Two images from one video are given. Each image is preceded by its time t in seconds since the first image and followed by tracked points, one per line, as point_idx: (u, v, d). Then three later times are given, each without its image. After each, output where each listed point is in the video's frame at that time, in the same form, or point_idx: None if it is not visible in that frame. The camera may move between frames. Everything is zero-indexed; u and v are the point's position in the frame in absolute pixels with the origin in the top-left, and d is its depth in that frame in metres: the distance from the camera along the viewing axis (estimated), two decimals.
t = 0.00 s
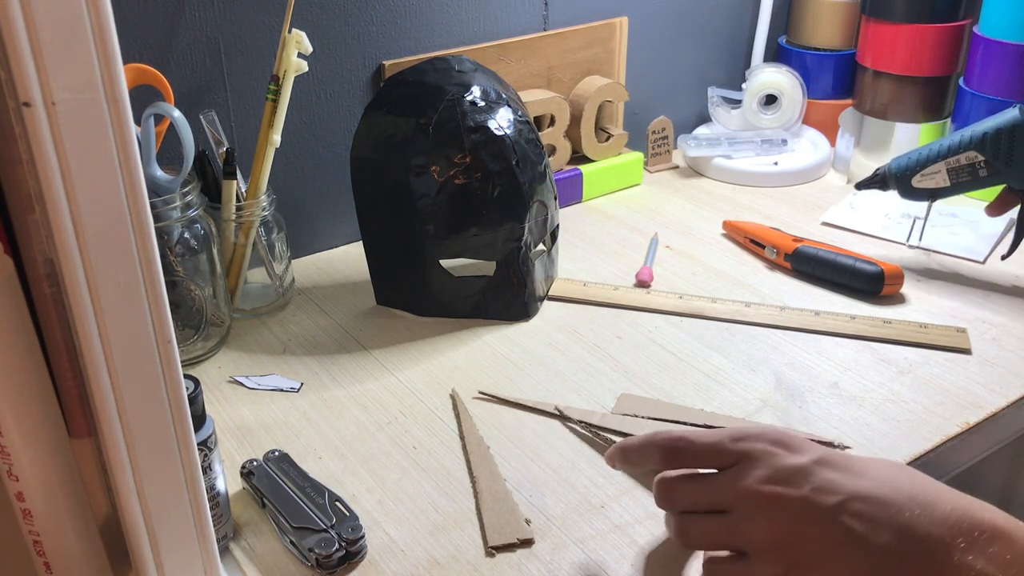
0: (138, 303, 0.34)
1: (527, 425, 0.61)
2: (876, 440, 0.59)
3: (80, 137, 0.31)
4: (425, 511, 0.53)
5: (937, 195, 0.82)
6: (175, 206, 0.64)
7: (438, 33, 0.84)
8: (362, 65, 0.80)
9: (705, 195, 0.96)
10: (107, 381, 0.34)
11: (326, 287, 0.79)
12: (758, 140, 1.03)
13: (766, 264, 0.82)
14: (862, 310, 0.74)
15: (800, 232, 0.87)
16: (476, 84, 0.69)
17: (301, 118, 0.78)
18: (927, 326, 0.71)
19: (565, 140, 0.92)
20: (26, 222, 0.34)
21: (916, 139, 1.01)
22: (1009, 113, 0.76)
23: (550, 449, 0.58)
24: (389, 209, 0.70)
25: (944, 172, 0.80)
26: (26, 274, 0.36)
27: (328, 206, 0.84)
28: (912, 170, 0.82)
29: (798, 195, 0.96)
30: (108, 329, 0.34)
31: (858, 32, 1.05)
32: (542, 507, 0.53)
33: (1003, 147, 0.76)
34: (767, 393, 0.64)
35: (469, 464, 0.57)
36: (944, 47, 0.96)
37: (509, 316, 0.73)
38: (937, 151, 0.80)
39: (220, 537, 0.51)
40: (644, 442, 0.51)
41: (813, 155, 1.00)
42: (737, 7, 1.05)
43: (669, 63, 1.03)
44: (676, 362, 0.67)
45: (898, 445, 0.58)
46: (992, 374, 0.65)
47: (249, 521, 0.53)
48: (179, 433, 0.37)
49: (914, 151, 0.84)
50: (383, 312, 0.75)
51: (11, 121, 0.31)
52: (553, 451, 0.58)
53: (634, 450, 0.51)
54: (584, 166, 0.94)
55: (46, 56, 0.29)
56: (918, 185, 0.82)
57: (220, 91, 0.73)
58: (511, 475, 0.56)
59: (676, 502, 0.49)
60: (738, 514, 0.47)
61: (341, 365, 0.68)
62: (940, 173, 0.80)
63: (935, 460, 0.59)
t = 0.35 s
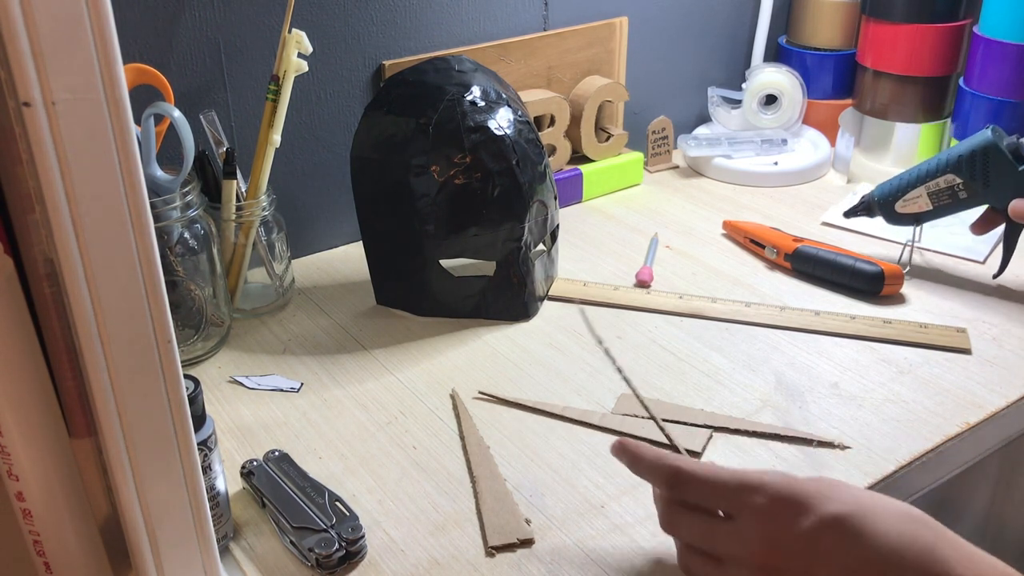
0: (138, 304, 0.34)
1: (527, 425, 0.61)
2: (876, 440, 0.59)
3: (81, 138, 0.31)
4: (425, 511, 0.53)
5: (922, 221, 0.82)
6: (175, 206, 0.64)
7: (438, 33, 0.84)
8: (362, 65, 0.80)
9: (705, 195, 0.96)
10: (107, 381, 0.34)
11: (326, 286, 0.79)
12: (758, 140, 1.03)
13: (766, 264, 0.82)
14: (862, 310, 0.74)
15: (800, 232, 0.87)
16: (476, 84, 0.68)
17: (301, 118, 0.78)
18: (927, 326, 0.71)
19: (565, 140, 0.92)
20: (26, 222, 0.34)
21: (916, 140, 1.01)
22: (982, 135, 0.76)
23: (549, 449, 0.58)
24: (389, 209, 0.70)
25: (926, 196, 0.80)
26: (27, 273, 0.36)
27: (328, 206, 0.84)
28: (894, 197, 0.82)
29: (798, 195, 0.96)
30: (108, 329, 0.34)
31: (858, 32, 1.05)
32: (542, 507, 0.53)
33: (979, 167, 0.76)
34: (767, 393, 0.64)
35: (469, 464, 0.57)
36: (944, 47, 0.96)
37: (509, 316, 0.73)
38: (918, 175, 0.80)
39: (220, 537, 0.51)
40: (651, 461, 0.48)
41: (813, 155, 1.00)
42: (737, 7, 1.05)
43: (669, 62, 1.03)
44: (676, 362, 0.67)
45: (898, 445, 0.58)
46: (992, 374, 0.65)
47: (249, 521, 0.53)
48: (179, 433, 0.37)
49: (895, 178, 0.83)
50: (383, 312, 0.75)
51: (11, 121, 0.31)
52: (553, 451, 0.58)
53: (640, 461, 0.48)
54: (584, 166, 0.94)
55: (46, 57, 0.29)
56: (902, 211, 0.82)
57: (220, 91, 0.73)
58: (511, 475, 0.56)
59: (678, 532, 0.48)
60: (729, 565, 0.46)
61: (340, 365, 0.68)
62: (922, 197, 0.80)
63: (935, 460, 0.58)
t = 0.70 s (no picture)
0: (139, 304, 0.34)
1: (527, 425, 0.61)
2: (876, 440, 0.59)
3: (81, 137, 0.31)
4: (425, 512, 0.53)
5: (918, 224, 0.82)
6: (175, 206, 0.64)
7: (438, 33, 0.84)
8: (362, 65, 0.80)
9: (705, 195, 0.96)
10: (107, 382, 0.34)
11: (326, 287, 0.79)
12: (758, 140, 1.03)
13: (766, 264, 0.82)
14: (862, 310, 0.74)
15: (800, 232, 0.87)
16: (477, 84, 0.68)
17: (301, 118, 0.78)
18: (927, 326, 0.71)
19: (565, 140, 0.92)
20: (26, 222, 0.34)
21: (915, 140, 1.01)
22: (976, 136, 0.77)
23: (550, 448, 0.58)
24: (389, 209, 0.70)
25: (921, 199, 0.80)
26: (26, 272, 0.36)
27: (329, 206, 0.84)
28: (891, 200, 0.82)
29: (798, 195, 0.96)
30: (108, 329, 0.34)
31: (858, 32, 1.05)
32: (542, 507, 0.53)
33: (973, 167, 0.76)
34: (767, 393, 0.64)
35: (469, 464, 0.57)
36: (943, 47, 0.96)
37: (509, 316, 0.73)
38: (913, 178, 0.80)
39: (220, 537, 0.51)
40: (701, 496, 0.46)
41: (813, 155, 1.00)
42: (737, 7, 1.05)
43: (669, 63, 1.03)
44: (676, 362, 0.67)
45: (898, 445, 0.58)
46: (993, 374, 0.65)
47: (249, 521, 0.53)
48: (179, 433, 0.37)
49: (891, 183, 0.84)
50: (383, 312, 0.75)
51: (11, 120, 0.31)
52: (553, 451, 0.58)
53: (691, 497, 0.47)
54: (584, 166, 0.94)
55: (46, 57, 0.29)
56: (898, 214, 0.82)
57: (220, 91, 0.73)
58: (511, 475, 0.56)
59: None
60: None
61: (340, 365, 0.68)
62: (918, 200, 0.80)
63: (935, 460, 0.58)
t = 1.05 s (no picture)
0: (138, 304, 0.34)
1: (527, 425, 0.61)
2: (876, 440, 0.59)
3: (81, 137, 0.31)
4: (425, 512, 0.53)
5: (919, 224, 0.82)
6: (175, 206, 0.64)
7: (438, 33, 0.84)
8: (362, 65, 0.80)
9: (705, 195, 0.96)
10: (107, 382, 0.34)
11: (326, 287, 0.79)
12: (758, 140, 1.03)
13: (766, 264, 0.82)
14: (862, 310, 0.74)
15: (800, 232, 0.87)
16: (476, 84, 0.68)
17: (301, 118, 0.78)
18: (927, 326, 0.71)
19: (565, 140, 0.92)
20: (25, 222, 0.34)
21: (915, 140, 1.01)
22: (976, 136, 0.77)
23: (550, 448, 0.58)
24: (389, 209, 0.70)
25: (921, 199, 0.80)
26: (26, 273, 0.36)
27: (329, 206, 0.84)
28: (891, 201, 0.82)
29: (797, 195, 0.96)
30: (107, 329, 0.33)
31: (858, 32, 1.05)
32: (542, 507, 0.53)
33: (973, 168, 0.76)
34: (767, 393, 0.64)
35: (469, 464, 0.57)
36: (943, 47, 0.96)
37: (509, 316, 0.73)
38: (913, 178, 0.80)
39: (220, 537, 0.51)
40: (778, 485, 0.48)
41: (813, 155, 1.00)
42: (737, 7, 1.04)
43: (669, 63, 1.03)
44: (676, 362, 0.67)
45: (898, 445, 0.58)
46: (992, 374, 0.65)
47: (249, 521, 0.53)
48: (179, 433, 0.37)
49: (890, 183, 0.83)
50: (383, 312, 0.75)
51: (11, 121, 0.31)
52: (553, 451, 0.58)
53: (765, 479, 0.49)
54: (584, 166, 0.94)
55: (46, 57, 0.29)
56: (898, 214, 0.82)
57: (220, 91, 0.73)
58: (511, 475, 0.56)
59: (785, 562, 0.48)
60: None
61: (340, 365, 0.68)
62: (918, 200, 0.80)
63: (935, 460, 0.59)
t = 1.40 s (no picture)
0: (138, 304, 0.34)
1: (527, 425, 0.61)
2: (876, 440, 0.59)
3: (80, 137, 0.31)
4: (425, 512, 0.53)
5: (919, 224, 0.82)
6: (175, 206, 0.64)
7: (438, 33, 0.84)
8: (362, 65, 0.80)
9: (705, 195, 0.96)
10: (107, 382, 0.34)
11: (326, 287, 0.79)
12: (758, 140, 1.03)
13: (766, 263, 0.82)
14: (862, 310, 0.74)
15: (800, 232, 0.87)
16: (476, 84, 0.68)
17: (301, 118, 0.78)
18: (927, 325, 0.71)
19: (566, 140, 0.92)
20: (25, 222, 0.34)
21: (915, 139, 1.01)
22: (976, 136, 0.77)
23: (550, 448, 0.58)
24: (389, 209, 0.70)
25: (921, 199, 0.80)
26: (26, 273, 0.36)
27: (329, 206, 0.84)
28: (891, 200, 0.82)
29: (797, 195, 0.96)
30: (107, 328, 0.33)
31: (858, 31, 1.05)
32: (542, 507, 0.53)
33: (973, 168, 0.76)
34: (767, 393, 0.64)
35: (469, 464, 0.57)
36: (944, 46, 0.96)
37: (509, 316, 0.73)
38: (913, 178, 0.80)
39: (220, 537, 0.51)
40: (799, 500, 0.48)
41: (813, 155, 1.00)
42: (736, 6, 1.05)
43: (669, 63, 1.03)
44: (676, 362, 0.67)
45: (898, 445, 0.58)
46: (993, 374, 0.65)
47: (249, 521, 0.53)
48: (179, 432, 0.37)
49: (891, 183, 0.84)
50: (383, 312, 0.75)
51: (11, 121, 0.31)
52: (553, 450, 0.58)
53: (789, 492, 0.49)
54: (584, 166, 0.94)
55: (46, 57, 0.29)
56: (898, 213, 0.82)
57: (220, 91, 0.73)
58: (511, 474, 0.56)
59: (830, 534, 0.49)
60: None
61: (340, 365, 0.68)
62: (918, 200, 0.80)
63: (936, 460, 0.58)
